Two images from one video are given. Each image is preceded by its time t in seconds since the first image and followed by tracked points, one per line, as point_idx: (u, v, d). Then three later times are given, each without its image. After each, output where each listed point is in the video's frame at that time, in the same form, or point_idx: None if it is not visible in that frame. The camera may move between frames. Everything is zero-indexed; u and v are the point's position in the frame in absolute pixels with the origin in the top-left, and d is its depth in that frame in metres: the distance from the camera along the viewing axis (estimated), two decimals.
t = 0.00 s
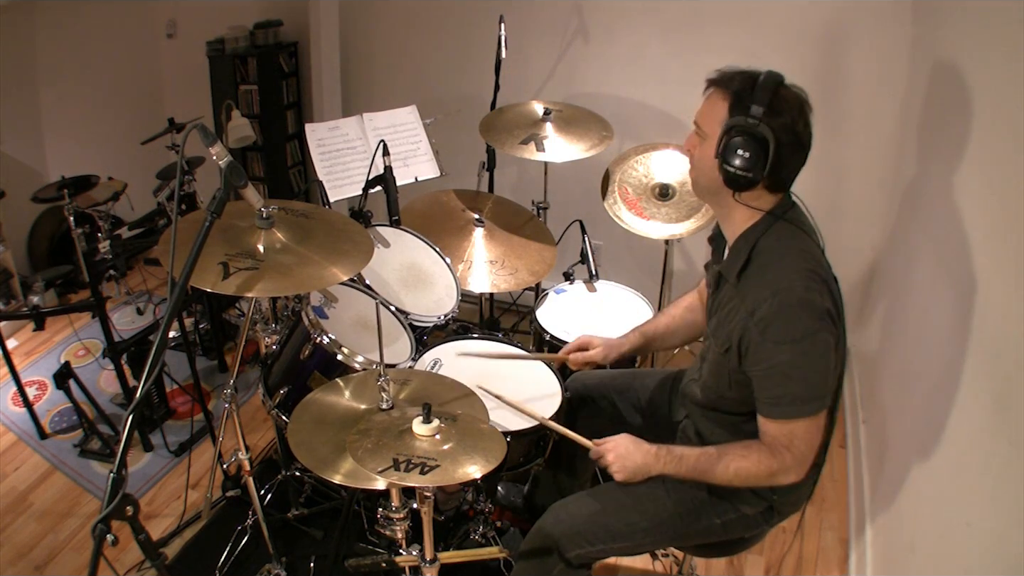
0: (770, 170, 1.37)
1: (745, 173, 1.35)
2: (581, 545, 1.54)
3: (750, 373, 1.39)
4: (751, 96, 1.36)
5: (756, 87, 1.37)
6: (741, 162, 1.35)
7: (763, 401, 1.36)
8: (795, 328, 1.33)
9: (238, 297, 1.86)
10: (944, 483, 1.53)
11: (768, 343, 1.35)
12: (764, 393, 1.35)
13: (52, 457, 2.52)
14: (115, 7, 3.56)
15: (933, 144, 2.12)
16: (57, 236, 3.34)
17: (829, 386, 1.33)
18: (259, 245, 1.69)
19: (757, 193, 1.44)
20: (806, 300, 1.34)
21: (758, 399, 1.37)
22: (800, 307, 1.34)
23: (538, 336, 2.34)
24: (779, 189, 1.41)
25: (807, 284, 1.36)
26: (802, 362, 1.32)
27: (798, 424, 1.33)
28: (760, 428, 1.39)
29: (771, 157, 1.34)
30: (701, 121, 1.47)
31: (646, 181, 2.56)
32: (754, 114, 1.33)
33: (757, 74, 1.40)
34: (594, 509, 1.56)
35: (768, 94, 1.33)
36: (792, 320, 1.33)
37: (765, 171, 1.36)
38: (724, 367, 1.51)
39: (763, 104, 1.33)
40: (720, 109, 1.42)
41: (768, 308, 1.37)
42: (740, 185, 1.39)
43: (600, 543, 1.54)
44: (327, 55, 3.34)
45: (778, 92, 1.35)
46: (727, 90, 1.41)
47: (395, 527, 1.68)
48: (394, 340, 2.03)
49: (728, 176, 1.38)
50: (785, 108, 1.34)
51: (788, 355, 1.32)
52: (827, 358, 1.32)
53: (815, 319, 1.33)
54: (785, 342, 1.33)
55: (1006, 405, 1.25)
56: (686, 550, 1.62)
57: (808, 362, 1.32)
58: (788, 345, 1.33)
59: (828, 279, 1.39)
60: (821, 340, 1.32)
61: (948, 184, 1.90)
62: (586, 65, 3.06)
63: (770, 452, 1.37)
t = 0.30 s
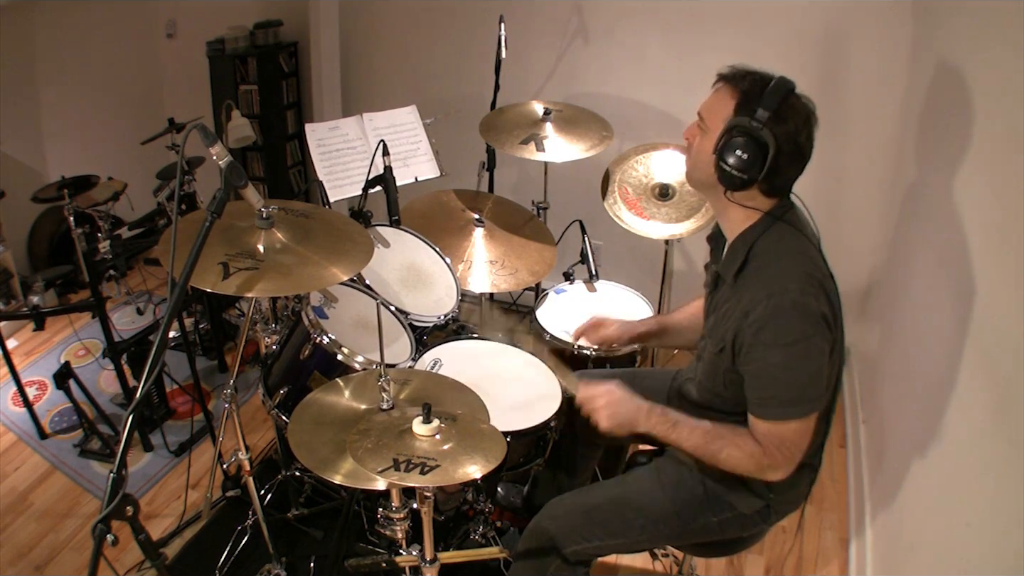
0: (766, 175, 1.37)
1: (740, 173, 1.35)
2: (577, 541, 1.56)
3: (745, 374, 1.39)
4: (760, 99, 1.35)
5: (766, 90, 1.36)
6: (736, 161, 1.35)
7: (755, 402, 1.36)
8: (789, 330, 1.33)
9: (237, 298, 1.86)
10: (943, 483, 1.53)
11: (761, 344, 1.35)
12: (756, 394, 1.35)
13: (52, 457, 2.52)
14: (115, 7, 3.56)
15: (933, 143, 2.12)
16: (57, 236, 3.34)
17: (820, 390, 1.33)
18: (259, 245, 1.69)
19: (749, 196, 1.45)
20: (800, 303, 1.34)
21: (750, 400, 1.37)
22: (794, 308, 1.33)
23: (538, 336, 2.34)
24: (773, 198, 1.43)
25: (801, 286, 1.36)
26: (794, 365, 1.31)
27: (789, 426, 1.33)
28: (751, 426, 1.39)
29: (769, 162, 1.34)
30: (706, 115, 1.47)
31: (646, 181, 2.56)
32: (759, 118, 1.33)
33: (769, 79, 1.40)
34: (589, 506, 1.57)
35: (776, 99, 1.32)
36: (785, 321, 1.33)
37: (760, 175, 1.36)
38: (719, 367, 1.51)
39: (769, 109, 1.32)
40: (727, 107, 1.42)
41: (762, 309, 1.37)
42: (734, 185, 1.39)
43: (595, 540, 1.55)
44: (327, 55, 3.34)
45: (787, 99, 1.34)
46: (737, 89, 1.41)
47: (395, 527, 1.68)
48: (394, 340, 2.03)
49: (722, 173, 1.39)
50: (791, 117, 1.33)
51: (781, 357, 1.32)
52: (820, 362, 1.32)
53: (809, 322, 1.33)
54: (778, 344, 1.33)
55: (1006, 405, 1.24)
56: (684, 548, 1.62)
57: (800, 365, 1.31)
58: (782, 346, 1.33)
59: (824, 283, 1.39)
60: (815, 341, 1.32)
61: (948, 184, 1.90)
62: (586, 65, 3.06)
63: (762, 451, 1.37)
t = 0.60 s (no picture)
0: (769, 165, 1.36)
1: (746, 170, 1.35)
2: (578, 541, 1.55)
3: (750, 373, 1.39)
4: (744, 94, 1.36)
5: (747, 85, 1.37)
6: (742, 160, 1.34)
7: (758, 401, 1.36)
8: (794, 328, 1.33)
9: (237, 298, 1.86)
10: (943, 484, 1.53)
11: (766, 343, 1.35)
12: (760, 392, 1.36)
13: (51, 457, 2.52)
14: (115, 6, 3.56)
15: (934, 144, 2.12)
16: (57, 236, 3.34)
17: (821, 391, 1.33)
18: (259, 245, 1.69)
19: (756, 191, 1.44)
20: (804, 302, 1.34)
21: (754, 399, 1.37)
22: (798, 307, 1.34)
23: (538, 336, 2.34)
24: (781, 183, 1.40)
25: (806, 284, 1.36)
26: (797, 364, 1.32)
27: (791, 427, 1.34)
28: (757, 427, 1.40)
29: (768, 151, 1.34)
30: (699, 125, 1.47)
31: (646, 180, 2.56)
32: (747, 112, 1.34)
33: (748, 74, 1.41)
34: (589, 507, 1.57)
35: (758, 91, 1.34)
36: (790, 320, 1.33)
37: (764, 166, 1.35)
38: (722, 366, 1.52)
39: (755, 100, 1.34)
40: (715, 111, 1.42)
41: (766, 307, 1.37)
42: (741, 185, 1.38)
43: (597, 540, 1.54)
44: (327, 55, 3.34)
45: (770, 87, 1.35)
46: (721, 91, 1.41)
47: (395, 528, 1.68)
48: (394, 340, 2.03)
49: (728, 176, 1.38)
50: (777, 102, 1.34)
51: (784, 356, 1.33)
52: (823, 362, 1.33)
53: (812, 322, 1.33)
54: (781, 342, 1.33)
55: (1007, 406, 1.25)
56: (684, 549, 1.62)
57: (803, 364, 1.32)
58: (787, 345, 1.33)
59: (828, 282, 1.39)
60: (819, 339, 1.33)
61: (949, 184, 1.90)
62: (586, 65, 3.06)
63: (767, 453, 1.38)
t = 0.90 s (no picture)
0: (765, 165, 1.36)
1: (743, 171, 1.35)
2: (577, 540, 1.55)
3: (749, 375, 1.39)
4: (743, 93, 1.36)
5: (746, 84, 1.37)
6: (738, 160, 1.34)
7: (758, 402, 1.37)
8: (794, 331, 1.33)
9: (237, 298, 1.86)
10: (943, 483, 1.53)
11: (766, 345, 1.35)
12: (760, 394, 1.36)
13: (51, 457, 2.52)
14: (115, 6, 3.56)
15: (934, 144, 2.12)
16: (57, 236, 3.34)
17: (822, 391, 1.33)
18: (259, 246, 1.69)
19: (756, 192, 1.44)
20: (805, 304, 1.34)
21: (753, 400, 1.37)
22: (798, 309, 1.34)
23: (538, 336, 2.34)
24: (777, 185, 1.41)
25: (806, 286, 1.36)
26: (799, 366, 1.32)
27: (792, 429, 1.34)
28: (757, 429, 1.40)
29: (765, 153, 1.34)
30: (696, 123, 1.47)
31: (646, 180, 2.56)
32: (745, 112, 1.33)
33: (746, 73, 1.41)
34: (589, 505, 1.57)
35: (757, 90, 1.33)
36: (790, 323, 1.33)
37: (760, 167, 1.35)
38: (721, 367, 1.52)
39: (753, 100, 1.33)
40: (713, 111, 1.42)
41: (766, 310, 1.37)
42: (738, 185, 1.38)
43: (596, 539, 1.54)
44: (327, 55, 3.34)
45: (769, 87, 1.35)
46: (719, 90, 1.41)
47: (394, 527, 1.68)
48: (394, 340, 2.03)
49: (724, 175, 1.38)
50: (776, 104, 1.34)
51: (785, 358, 1.33)
52: (823, 363, 1.33)
53: (813, 323, 1.33)
54: (782, 344, 1.33)
55: (1006, 406, 1.25)
56: (683, 548, 1.62)
57: (805, 365, 1.32)
58: (787, 348, 1.33)
59: (829, 283, 1.39)
60: (820, 342, 1.33)
61: (949, 184, 1.90)
62: (586, 65, 3.06)
63: (767, 453, 1.38)
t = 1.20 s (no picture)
0: (766, 173, 1.36)
1: (741, 175, 1.35)
2: (576, 539, 1.55)
3: (744, 376, 1.39)
4: (750, 97, 1.36)
5: (756, 88, 1.37)
6: (736, 165, 1.34)
7: (753, 403, 1.36)
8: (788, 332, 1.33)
9: (237, 297, 1.86)
10: (943, 483, 1.53)
11: (760, 346, 1.35)
12: (755, 395, 1.36)
13: (52, 457, 2.52)
14: (115, 6, 3.56)
15: (934, 144, 2.12)
16: (57, 236, 3.33)
17: (818, 391, 1.33)
18: (259, 246, 1.69)
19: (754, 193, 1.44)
20: (798, 304, 1.34)
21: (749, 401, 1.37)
22: (792, 310, 1.34)
23: (538, 336, 2.34)
24: (777, 192, 1.42)
25: (800, 287, 1.36)
26: (791, 367, 1.32)
27: (784, 430, 1.34)
28: (751, 429, 1.40)
29: (766, 161, 1.34)
30: (701, 121, 1.47)
31: (646, 181, 2.56)
32: (752, 116, 1.33)
33: (759, 77, 1.40)
34: (588, 504, 1.57)
35: (766, 96, 1.33)
36: (784, 323, 1.33)
37: (760, 174, 1.35)
38: (717, 367, 1.52)
39: (761, 106, 1.33)
40: (719, 111, 1.42)
41: (760, 311, 1.37)
42: (735, 188, 1.39)
43: (595, 538, 1.54)
44: (327, 55, 3.34)
45: (776, 93, 1.34)
46: (726, 91, 1.41)
47: (395, 527, 1.68)
48: (394, 340, 2.03)
49: (723, 177, 1.38)
50: (783, 113, 1.33)
51: (778, 358, 1.33)
52: (817, 364, 1.32)
53: (806, 323, 1.33)
54: (775, 344, 1.33)
55: (1006, 405, 1.25)
56: (683, 548, 1.62)
57: (798, 366, 1.32)
58: (780, 349, 1.33)
59: (822, 284, 1.39)
60: (814, 343, 1.32)
61: (949, 184, 1.90)
62: (586, 65, 3.06)
63: (765, 453, 1.38)
